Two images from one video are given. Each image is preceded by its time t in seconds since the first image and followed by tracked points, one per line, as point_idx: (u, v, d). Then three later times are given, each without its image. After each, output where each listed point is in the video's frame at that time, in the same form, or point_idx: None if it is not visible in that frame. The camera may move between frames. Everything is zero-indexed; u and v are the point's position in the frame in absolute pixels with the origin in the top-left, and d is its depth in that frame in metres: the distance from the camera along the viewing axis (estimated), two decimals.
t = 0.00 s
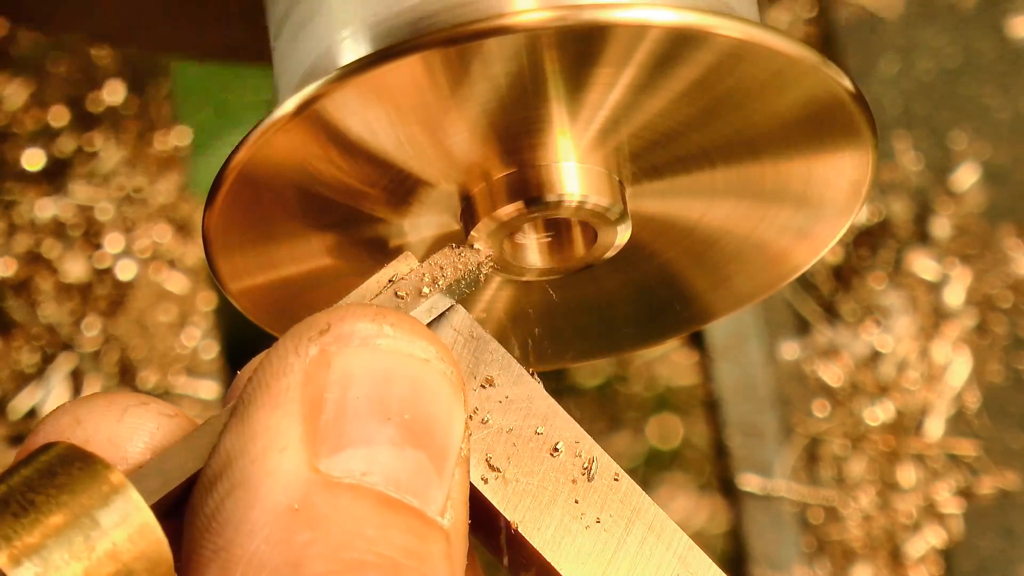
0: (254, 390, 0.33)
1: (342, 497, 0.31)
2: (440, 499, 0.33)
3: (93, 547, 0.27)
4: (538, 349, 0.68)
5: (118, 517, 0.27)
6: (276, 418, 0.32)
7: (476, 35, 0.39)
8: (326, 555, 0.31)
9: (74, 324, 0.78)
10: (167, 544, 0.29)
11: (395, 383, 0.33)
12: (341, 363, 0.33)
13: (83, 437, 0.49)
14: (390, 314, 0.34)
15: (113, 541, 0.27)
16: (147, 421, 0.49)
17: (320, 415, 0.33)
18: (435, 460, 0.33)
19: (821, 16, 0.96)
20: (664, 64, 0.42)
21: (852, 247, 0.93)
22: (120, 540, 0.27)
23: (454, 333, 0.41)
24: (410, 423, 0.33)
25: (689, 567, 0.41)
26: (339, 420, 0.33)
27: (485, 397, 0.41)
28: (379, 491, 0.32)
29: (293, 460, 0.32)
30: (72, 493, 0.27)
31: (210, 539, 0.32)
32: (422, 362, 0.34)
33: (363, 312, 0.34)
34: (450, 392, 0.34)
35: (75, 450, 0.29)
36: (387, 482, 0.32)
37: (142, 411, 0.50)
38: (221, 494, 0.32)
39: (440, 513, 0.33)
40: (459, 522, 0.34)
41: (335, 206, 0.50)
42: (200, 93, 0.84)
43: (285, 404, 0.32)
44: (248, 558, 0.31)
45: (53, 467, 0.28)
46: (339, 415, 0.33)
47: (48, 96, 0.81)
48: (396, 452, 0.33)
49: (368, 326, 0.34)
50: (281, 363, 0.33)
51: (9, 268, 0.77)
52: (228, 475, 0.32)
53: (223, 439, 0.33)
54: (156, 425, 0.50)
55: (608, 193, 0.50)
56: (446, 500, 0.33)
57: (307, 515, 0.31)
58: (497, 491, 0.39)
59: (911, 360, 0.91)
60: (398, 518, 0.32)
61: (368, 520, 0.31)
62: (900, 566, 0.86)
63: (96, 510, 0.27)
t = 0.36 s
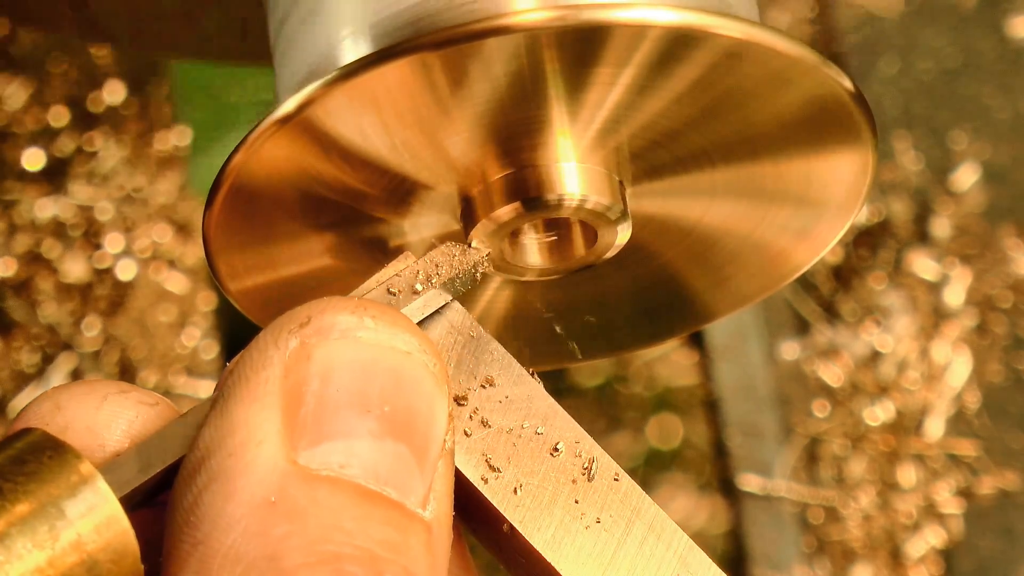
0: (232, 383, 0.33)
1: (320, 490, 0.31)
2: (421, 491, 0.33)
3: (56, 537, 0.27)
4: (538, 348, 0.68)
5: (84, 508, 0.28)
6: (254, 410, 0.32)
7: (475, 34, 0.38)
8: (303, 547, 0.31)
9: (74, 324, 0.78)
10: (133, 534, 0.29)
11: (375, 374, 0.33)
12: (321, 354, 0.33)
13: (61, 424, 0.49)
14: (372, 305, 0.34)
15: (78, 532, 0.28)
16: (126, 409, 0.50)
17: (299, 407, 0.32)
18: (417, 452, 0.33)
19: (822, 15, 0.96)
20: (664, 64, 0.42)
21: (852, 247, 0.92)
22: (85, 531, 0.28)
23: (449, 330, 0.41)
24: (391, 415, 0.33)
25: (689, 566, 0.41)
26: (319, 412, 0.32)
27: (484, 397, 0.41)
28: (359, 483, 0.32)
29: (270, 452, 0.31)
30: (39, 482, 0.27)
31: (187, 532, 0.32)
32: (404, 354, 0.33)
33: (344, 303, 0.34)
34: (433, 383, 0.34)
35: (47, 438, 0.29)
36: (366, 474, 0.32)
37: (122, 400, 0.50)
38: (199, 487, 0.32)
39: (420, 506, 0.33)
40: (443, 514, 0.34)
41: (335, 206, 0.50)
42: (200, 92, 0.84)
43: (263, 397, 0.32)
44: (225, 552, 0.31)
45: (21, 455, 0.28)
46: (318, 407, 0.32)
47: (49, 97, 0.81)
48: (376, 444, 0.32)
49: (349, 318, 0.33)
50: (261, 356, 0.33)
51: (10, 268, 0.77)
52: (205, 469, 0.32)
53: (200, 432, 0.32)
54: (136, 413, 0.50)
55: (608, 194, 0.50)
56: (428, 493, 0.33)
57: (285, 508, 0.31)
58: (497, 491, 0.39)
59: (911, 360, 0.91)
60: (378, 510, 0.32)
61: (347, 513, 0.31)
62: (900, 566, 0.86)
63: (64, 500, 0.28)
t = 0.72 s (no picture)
0: (215, 377, 0.33)
1: (300, 482, 0.32)
2: (404, 484, 0.33)
3: (25, 525, 0.30)
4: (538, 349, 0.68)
5: (55, 497, 0.30)
6: (236, 404, 0.32)
7: (475, 34, 0.38)
8: (281, 538, 0.31)
9: (74, 324, 0.78)
10: (103, 526, 0.31)
11: (358, 368, 0.33)
12: (304, 348, 0.33)
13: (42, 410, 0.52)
14: (356, 299, 0.34)
15: (48, 520, 0.30)
16: (107, 398, 0.53)
17: (282, 401, 0.33)
18: (399, 444, 0.33)
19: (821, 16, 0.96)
20: (664, 64, 0.42)
21: (852, 247, 0.93)
22: (54, 520, 0.30)
23: (443, 326, 0.41)
24: (374, 408, 0.33)
25: (689, 567, 0.41)
26: (302, 405, 0.33)
27: (484, 397, 0.41)
28: (339, 476, 0.32)
29: (251, 445, 0.32)
30: (14, 472, 0.30)
31: (169, 523, 0.32)
32: (387, 349, 0.34)
33: (328, 297, 0.34)
34: (417, 377, 0.34)
35: (22, 430, 0.32)
36: (348, 467, 0.32)
37: (103, 388, 0.53)
38: (181, 479, 0.32)
39: (402, 498, 0.33)
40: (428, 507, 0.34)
41: (336, 206, 0.50)
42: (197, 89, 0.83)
43: (245, 390, 0.33)
44: (204, 543, 0.31)
45: None
46: (301, 401, 0.33)
47: (49, 97, 0.81)
48: (359, 437, 0.33)
49: (333, 312, 0.34)
50: (244, 350, 0.33)
51: (9, 268, 0.78)
52: (187, 461, 0.32)
53: (184, 425, 0.33)
54: (117, 400, 0.53)
55: (608, 193, 0.50)
56: (410, 486, 0.34)
57: (264, 500, 0.31)
58: (497, 491, 0.39)
59: (911, 360, 0.91)
60: (358, 502, 0.32)
61: (326, 505, 0.31)
62: (900, 566, 0.86)
63: (35, 490, 0.30)
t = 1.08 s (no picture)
0: (206, 365, 0.33)
1: (288, 468, 0.31)
2: (394, 472, 0.33)
3: None
4: (537, 349, 0.68)
5: (32, 476, 0.30)
6: (226, 391, 0.32)
7: (475, 35, 0.38)
8: (267, 524, 0.31)
9: (74, 324, 0.78)
10: (80, 510, 0.31)
11: (348, 355, 0.33)
12: (295, 336, 0.33)
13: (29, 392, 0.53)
14: (347, 288, 0.35)
15: (22, 501, 0.30)
16: (95, 381, 0.55)
17: (271, 388, 0.33)
18: (389, 432, 0.33)
19: (821, 16, 0.96)
20: (664, 64, 0.42)
21: (852, 247, 0.93)
22: (28, 500, 0.30)
23: (439, 323, 0.42)
24: (363, 396, 0.33)
25: (689, 567, 0.41)
26: (291, 393, 0.33)
27: (484, 397, 0.41)
28: (327, 462, 0.32)
29: (240, 431, 0.32)
30: None
31: (158, 511, 0.32)
32: (377, 337, 0.34)
33: (319, 287, 0.35)
34: (407, 366, 0.34)
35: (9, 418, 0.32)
36: (337, 454, 0.32)
37: (90, 371, 0.55)
38: (170, 465, 0.32)
39: (393, 487, 0.33)
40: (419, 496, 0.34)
41: (336, 206, 0.50)
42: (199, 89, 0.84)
43: (235, 377, 0.33)
44: (191, 530, 0.31)
45: None
46: (291, 388, 0.33)
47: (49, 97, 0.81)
48: (349, 424, 0.33)
49: (324, 300, 0.34)
50: (235, 338, 0.34)
51: (10, 268, 0.77)
52: (176, 448, 0.32)
53: (175, 412, 0.33)
54: (104, 384, 0.55)
55: (608, 193, 0.50)
56: (401, 475, 0.34)
57: (251, 486, 0.31)
58: (497, 491, 0.39)
59: (911, 360, 0.91)
60: (346, 489, 0.32)
61: (314, 491, 0.31)
62: (900, 566, 0.86)
63: (13, 471, 0.30)
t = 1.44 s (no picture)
0: (195, 353, 0.34)
1: (273, 454, 0.32)
2: (380, 459, 0.34)
3: None
4: (537, 348, 0.68)
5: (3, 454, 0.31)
6: (213, 377, 0.33)
7: (475, 35, 0.38)
8: (250, 509, 0.31)
9: (74, 324, 0.78)
10: (52, 488, 0.32)
11: (336, 344, 0.34)
12: (283, 324, 0.34)
13: (25, 381, 0.54)
14: (337, 278, 0.36)
15: None
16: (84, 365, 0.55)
17: (259, 375, 0.34)
18: (376, 419, 0.34)
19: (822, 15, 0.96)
20: (664, 64, 0.42)
21: (852, 247, 0.92)
22: None
23: (435, 323, 0.42)
24: (351, 383, 0.34)
25: (689, 567, 0.41)
26: (279, 380, 0.34)
27: (484, 397, 0.41)
28: (312, 448, 0.33)
29: (226, 417, 0.33)
30: None
31: (143, 496, 0.33)
32: (365, 325, 0.35)
33: (308, 276, 0.35)
34: (396, 355, 0.35)
35: None
36: (322, 441, 0.33)
37: (79, 354, 0.56)
38: (157, 450, 0.33)
39: (379, 474, 0.34)
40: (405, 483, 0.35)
41: (336, 206, 0.50)
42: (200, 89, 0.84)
43: (223, 364, 0.34)
44: (175, 514, 0.32)
45: None
46: (279, 376, 0.34)
47: (50, 96, 0.81)
48: (336, 411, 0.34)
49: (313, 289, 0.35)
50: (224, 326, 0.34)
51: (10, 268, 0.78)
52: (162, 434, 0.33)
53: (163, 399, 0.34)
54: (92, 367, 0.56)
55: (608, 194, 0.50)
56: (388, 462, 0.35)
57: (235, 471, 0.32)
58: (497, 491, 0.39)
59: (911, 360, 0.91)
60: (330, 475, 0.33)
61: (298, 477, 0.32)
62: (901, 566, 0.86)
63: None
